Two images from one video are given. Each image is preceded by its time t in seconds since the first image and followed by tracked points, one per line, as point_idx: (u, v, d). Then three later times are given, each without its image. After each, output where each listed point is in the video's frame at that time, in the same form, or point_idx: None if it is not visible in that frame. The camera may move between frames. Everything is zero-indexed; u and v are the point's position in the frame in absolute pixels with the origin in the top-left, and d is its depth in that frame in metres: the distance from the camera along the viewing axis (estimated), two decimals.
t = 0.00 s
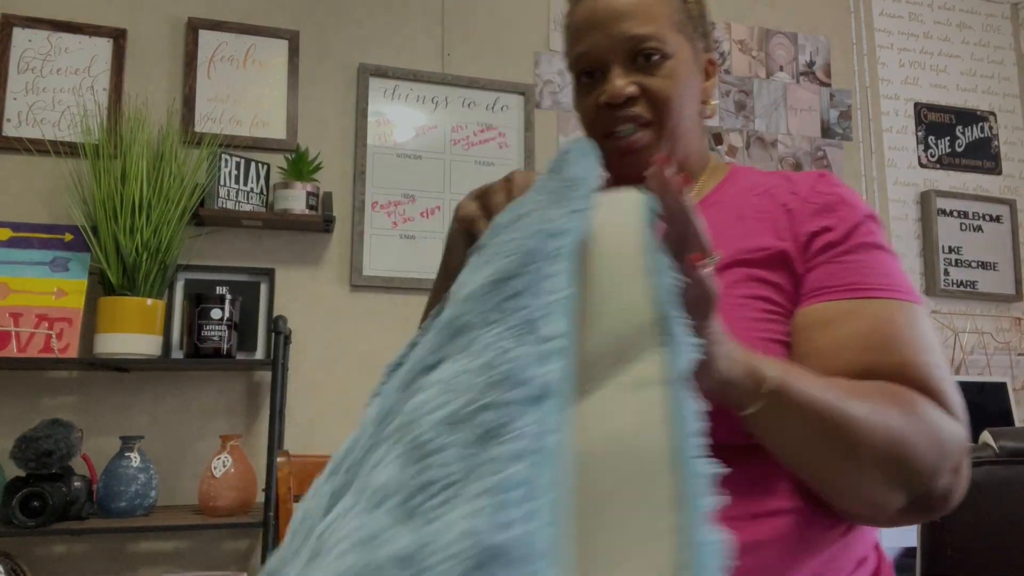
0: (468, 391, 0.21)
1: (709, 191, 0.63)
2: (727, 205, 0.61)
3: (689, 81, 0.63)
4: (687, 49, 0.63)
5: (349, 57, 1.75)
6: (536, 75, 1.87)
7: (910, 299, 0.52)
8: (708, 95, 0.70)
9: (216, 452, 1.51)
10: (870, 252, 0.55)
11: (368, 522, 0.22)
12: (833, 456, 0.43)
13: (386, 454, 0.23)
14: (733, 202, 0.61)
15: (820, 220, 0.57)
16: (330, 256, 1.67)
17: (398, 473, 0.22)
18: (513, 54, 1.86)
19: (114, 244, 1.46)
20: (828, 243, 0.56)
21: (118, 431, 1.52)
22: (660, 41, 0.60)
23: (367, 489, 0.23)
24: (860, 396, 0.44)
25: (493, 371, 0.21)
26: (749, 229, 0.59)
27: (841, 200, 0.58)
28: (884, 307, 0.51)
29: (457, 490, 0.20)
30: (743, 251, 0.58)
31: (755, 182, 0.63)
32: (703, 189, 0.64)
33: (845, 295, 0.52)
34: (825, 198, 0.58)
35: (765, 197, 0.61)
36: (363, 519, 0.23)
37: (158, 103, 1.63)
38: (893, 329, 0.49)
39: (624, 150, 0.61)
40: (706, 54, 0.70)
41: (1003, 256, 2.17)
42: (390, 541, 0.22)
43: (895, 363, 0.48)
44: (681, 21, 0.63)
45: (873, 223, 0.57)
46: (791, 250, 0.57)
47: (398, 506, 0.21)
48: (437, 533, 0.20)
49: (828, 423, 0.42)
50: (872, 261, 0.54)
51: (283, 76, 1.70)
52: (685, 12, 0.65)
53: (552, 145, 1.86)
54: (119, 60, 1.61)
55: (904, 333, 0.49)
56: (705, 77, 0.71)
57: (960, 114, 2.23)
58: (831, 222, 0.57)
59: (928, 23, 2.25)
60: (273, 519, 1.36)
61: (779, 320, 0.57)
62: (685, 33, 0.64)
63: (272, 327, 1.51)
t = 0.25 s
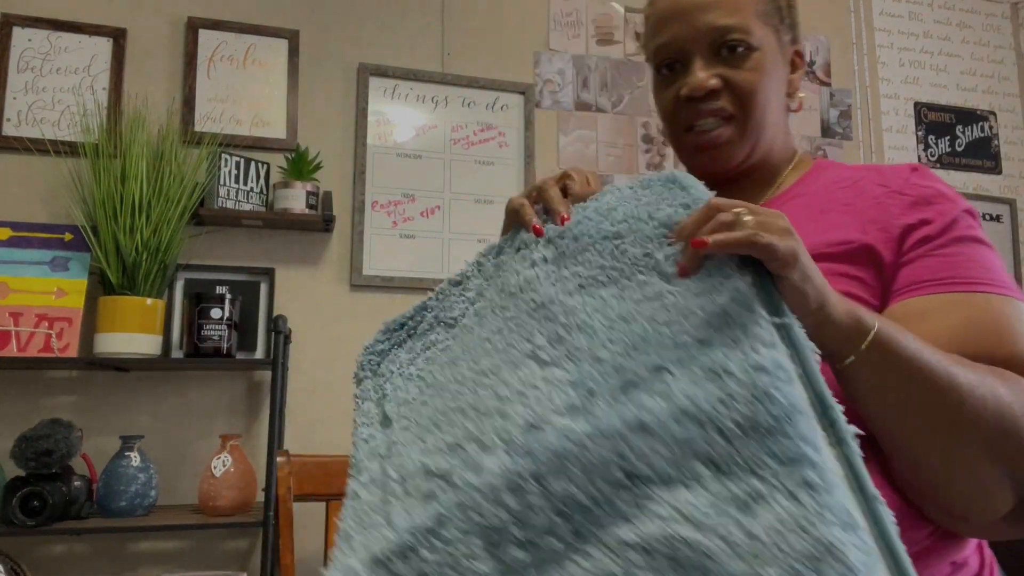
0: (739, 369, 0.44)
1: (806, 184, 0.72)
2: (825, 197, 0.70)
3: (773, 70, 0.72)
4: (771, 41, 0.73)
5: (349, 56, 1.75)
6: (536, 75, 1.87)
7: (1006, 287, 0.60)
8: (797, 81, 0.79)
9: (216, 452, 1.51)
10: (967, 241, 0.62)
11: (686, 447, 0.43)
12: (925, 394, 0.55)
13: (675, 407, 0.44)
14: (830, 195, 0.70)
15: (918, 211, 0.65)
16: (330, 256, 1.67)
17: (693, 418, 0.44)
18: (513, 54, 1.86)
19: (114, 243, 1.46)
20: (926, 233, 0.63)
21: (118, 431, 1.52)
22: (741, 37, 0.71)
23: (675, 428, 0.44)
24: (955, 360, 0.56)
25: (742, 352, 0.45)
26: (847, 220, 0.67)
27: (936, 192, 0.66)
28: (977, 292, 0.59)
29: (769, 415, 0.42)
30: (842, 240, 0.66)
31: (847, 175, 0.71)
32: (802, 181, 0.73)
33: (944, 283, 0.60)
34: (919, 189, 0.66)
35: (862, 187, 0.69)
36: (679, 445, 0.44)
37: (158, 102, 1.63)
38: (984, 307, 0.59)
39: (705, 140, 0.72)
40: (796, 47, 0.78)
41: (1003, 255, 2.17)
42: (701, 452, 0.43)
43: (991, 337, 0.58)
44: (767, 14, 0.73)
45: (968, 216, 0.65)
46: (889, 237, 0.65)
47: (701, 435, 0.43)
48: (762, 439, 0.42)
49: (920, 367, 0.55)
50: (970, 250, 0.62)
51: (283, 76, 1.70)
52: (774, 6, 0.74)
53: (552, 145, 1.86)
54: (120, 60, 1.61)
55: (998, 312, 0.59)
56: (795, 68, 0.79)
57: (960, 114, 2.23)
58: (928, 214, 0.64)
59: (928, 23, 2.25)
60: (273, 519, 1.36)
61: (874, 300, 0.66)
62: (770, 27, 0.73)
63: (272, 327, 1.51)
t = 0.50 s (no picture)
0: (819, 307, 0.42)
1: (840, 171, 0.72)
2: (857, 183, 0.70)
3: (803, 58, 0.72)
4: (801, 28, 0.73)
5: (349, 56, 1.76)
6: (536, 75, 1.87)
7: None
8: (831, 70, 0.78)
9: (216, 452, 1.51)
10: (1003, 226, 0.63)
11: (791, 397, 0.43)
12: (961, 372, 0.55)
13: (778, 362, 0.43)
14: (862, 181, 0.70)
15: (954, 198, 0.65)
16: (331, 256, 1.67)
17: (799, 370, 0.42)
18: (513, 54, 1.87)
19: (114, 243, 1.46)
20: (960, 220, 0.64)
21: (118, 431, 1.52)
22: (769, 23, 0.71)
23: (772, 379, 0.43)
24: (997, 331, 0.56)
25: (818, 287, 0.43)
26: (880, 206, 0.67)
27: (972, 177, 0.66)
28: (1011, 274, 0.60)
29: (878, 351, 0.40)
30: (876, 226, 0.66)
31: (880, 160, 0.71)
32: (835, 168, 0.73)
33: (976, 271, 0.61)
34: (954, 176, 0.66)
35: (895, 173, 0.69)
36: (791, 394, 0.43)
37: (158, 102, 1.63)
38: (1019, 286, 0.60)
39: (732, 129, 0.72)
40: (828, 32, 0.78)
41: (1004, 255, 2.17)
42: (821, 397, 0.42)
43: None
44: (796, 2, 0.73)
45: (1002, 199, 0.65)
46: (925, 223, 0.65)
47: (813, 382, 0.42)
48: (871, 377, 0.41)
49: (961, 340, 0.54)
50: (1007, 236, 0.62)
51: (283, 76, 1.70)
52: None
53: (552, 145, 1.86)
54: (119, 60, 1.61)
55: None
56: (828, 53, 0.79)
57: (960, 114, 2.23)
58: (964, 200, 0.65)
59: (928, 23, 2.25)
60: (274, 519, 1.36)
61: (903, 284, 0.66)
62: (799, 15, 0.73)
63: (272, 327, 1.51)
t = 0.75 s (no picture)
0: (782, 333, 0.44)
1: (839, 174, 0.72)
2: (854, 188, 0.70)
3: (775, 59, 0.66)
4: (767, 28, 0.67)
5: (349, 56, 1.75)
6: (536, 75, 1.87)
7: None
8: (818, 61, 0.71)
9: (216, 452, 1.51)
10: (999, 233, 0.62)
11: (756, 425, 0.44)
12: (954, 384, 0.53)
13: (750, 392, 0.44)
14: (860, 185, 0.70)
15: (950, 205, 0.64)
16: (331, 256, 1.67)
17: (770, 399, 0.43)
18: (513, 54, 1.87)
19: (114, 243, 1.46)
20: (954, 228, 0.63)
21: (118, 431, 1.52)
22: (727, 29, 0.66)
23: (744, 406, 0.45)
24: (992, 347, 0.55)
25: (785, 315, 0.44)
26: (874, 212, 0.67)
27: (970, 181, 0.65)
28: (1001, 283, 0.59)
29: (840, 370, 0.40)
30: (869, 233, 0.66)
31: (879, 163, 0.70)
32: (834, 171, 0.73)
33: (968, 280, 0.61)
34: (952, 180, 0.65)
35: (891, 177, 0.68)
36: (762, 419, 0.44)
37: (158, 102, 1.63)
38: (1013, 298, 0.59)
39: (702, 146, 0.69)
40: (808, 22, 0.70)
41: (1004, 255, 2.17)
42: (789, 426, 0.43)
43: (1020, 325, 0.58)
44: None
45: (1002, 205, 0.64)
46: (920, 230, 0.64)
47: (779, 404, 0.43)
48: (837, 399, 0.41)
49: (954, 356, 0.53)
50: (1002, 244, 0.61)
51: (283, 76, 1.70)
52: None
53: (552, 144, 1.86)
54: (119, 60, 1.61)
55: None
56: (813, 44, 0.71)
57: (960, 114, 2.23)
58: (961, 207, 0.64)
59: (928, 23, 2.25)
60: (273, 519, 1.36)
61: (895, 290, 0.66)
62: (764, 10, 0.67)
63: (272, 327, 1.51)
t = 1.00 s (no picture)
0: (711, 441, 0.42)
1: (821, 174, 0.62)
2: (834, 189, 0.60)
3: (739, 77, 0.62)
4: (730, 44, 0.62)
5: (349, 56, 1.75)
6: (536, 76, 1.87)
7: None
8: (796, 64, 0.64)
9: (216, 452, 1.51)
10: (998, 232, 0.50)
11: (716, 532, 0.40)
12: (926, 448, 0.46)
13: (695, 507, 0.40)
14: (841, 184, 0.60)
15: (936, 204, 0.54)
16: (331, 256, 1.67)
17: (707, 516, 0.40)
18: (514, 54, 1.87)
19: (114, 244, 1.46)
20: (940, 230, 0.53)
21: (118, 431, 1.52)
22: (683, 54, 0.63)
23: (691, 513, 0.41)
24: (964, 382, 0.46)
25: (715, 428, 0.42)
26: (852, 219, 0.57)
27: (963, 175, 0.54)
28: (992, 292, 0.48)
29: (760, 471, 0.38)
30: (839, 243, 0.57)
31: (868, 159, 0.60)
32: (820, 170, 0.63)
33: (954, 291, 0.50)
34: (940, 176, 0.55)
35: (878, 174, 0.58)
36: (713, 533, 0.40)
37: (158, 103, 1.63)
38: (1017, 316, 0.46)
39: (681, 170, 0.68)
40: (775, 23, 0.64)
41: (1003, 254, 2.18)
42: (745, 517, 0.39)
43: None
44: (718, 14, 0.62)
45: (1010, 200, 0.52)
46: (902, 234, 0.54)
47: (712, 520, 0.39)
48: (766, 500, 0.38)
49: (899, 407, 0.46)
50: (1000, 244, 0.49)
51: (283, 76, 1.70)
52: None
53: (552, 144, 1.86)
54: (119, 60, 1.61)
55: None
56: (784, 45, 0.64)
57: (960, 114, 2.23)
58: (950, 204, 0.53)
59: (928, 23, 2.25)
60: (273, 519, 1.36)
61: (887, 307, 0.56)
62: (725, 24, 0.62)
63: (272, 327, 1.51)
